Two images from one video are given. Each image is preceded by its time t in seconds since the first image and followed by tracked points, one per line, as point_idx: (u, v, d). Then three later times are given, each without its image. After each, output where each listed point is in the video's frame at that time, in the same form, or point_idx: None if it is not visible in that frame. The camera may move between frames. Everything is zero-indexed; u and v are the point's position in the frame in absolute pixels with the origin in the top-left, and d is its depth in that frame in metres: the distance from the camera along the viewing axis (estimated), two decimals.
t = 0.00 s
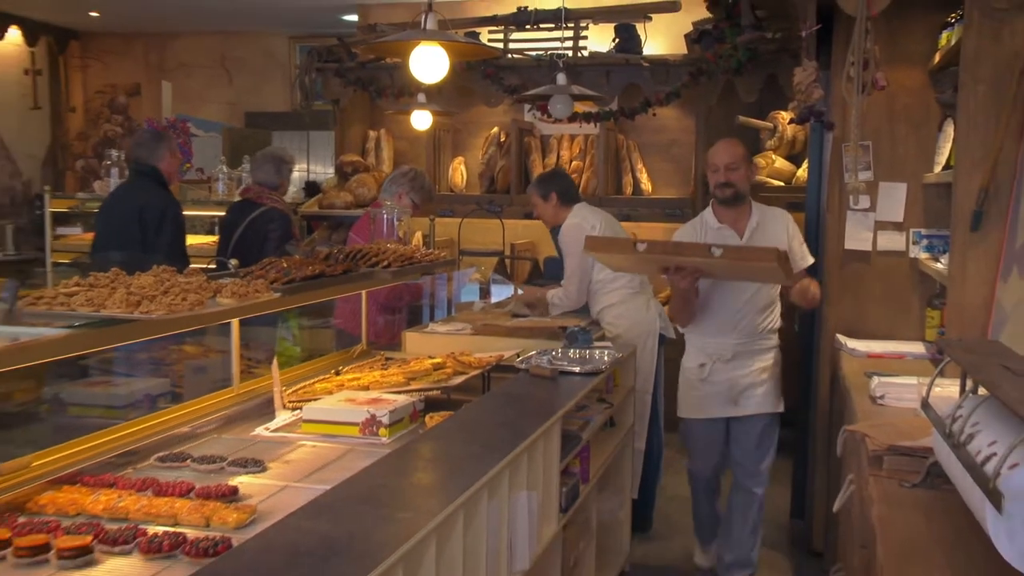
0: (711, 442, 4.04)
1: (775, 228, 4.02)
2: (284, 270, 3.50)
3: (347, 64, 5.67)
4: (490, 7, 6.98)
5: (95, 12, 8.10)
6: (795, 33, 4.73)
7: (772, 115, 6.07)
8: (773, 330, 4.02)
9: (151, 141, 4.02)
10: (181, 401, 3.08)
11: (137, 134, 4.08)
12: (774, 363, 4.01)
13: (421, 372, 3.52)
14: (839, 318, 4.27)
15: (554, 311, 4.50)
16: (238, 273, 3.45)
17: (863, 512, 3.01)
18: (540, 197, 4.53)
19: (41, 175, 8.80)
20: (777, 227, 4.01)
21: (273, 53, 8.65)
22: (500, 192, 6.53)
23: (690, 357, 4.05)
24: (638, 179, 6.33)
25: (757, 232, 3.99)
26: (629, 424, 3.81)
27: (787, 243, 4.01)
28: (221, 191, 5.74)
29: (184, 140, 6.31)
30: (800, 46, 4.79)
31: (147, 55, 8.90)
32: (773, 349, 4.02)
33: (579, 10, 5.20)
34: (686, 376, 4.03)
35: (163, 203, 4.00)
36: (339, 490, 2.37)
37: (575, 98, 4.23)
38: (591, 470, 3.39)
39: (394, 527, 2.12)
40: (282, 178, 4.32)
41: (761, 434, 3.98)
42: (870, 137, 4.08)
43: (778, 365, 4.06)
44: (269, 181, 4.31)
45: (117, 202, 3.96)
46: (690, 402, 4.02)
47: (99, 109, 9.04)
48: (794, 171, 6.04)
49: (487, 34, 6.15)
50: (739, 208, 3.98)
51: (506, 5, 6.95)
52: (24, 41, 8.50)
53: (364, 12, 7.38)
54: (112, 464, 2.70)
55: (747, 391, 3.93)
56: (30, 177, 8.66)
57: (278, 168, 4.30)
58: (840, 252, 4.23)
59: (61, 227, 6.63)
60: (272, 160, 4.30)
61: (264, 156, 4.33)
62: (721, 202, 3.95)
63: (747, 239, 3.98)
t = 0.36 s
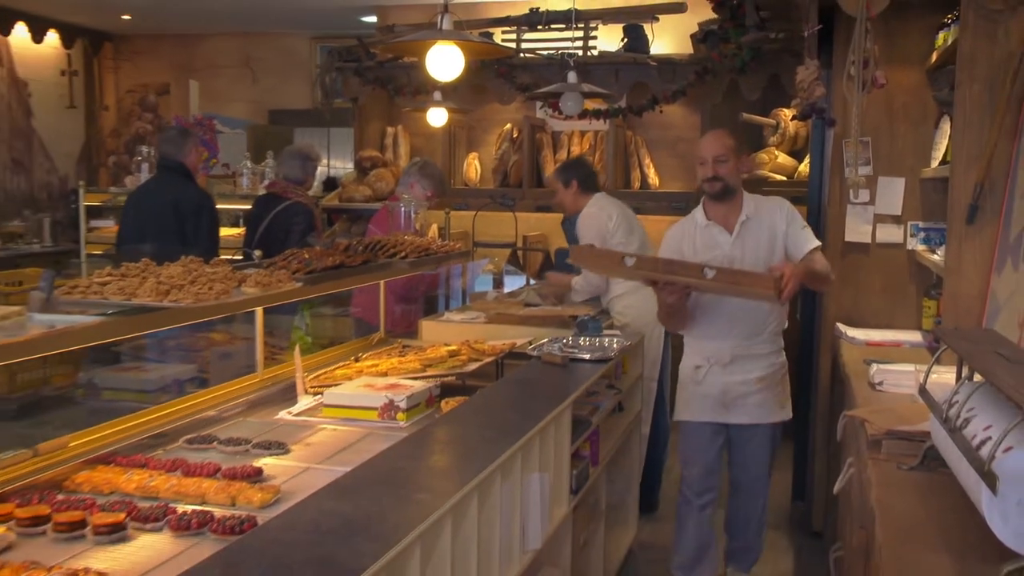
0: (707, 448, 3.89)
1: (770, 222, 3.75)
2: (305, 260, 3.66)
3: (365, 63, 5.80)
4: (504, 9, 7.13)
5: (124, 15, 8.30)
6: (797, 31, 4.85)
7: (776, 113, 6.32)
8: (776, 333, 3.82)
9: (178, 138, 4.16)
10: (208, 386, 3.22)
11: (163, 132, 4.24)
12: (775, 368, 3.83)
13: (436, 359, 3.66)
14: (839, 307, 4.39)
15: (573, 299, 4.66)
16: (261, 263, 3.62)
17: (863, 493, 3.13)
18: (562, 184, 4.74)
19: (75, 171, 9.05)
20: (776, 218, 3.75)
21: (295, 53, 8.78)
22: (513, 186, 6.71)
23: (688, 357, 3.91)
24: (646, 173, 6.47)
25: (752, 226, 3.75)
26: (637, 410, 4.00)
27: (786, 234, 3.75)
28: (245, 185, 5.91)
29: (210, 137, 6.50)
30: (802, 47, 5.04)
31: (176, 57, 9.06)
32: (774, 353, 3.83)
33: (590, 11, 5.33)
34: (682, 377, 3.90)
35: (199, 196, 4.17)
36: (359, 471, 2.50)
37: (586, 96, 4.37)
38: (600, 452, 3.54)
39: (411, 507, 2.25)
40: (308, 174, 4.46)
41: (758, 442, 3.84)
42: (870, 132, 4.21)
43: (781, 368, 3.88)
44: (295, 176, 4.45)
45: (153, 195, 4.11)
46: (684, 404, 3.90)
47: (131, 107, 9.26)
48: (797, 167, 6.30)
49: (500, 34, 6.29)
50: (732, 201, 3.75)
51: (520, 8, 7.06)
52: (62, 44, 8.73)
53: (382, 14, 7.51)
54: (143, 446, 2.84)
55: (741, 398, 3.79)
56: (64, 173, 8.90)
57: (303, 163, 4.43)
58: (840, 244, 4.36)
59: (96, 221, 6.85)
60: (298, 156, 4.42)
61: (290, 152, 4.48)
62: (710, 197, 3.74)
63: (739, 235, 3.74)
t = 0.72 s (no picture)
0: (703, 457, 3.57)
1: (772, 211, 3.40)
2: (330, 249, 3.76)
3: (388, 56, 5.87)
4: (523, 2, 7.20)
5: (154, 9, 8.43)
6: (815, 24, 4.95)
7: (792, 105, 6.43)
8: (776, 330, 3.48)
9: (207, 129, 4.28)
10: (236, 371, 3.32)
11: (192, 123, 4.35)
12: (777, 368, 3.49)
13: (458, 345, 3.75)
14: (854, 296, 4.46)
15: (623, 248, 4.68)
16: (287, 251, 3.72)
17: (878, 478, 3.18)
18: (618, 160, 5.15)
19: (109, 161, 9.21)
20: (776, 208, 3.40)
21: (319, 45, 8.87)
22: (534, 176, 6.80)
23: (682, 357, 3.61)
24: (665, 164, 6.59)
25: (749, 216, 3.40)
26: (654, 397, 4.09)
27: (787, 226, 3.40)
28: (271, 175, 6.01)
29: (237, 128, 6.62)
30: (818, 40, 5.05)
31: (205, 51, 9.19)
32: (774, 352, 3.49)
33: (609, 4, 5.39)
34: (675, 379, 3.60)
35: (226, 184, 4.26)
36: (384, 455, 2.58)
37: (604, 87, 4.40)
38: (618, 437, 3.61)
39: (434, 491, 2.32)
40: (331, 164, 4.56)
41: (760, 450, 3.47)
42: (886, 122, 4.26)
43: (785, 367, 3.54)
44: (319, 166, 4.55)
45: (181, 183, 4.20)
46: (678, 409, 3.59)
47: (160, 99, 9.42)
48: (813, 158, 6.43)
49: (520, 26, 6.36)
50: (727, 188, 3.40)
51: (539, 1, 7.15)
52: (94, 38, 8.95)
53: (405, 7, 7.58)
54: (172, 428, 2.93)
55: (737, 403, 3.45)
56: (97, 163, 9.08)
57: (327, 153, 4.53)
58: (856, 233, 4.40)
59: (127, 210, 7.00)
60: (321, 146, 4.52)
61: (314, 142, 4.57)
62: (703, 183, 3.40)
63: (734, 225, 3.40)
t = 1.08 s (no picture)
0: (712, 489, 3.12)
1: (798, 213, 2.95)
2: (357, 236, 3.80)
3: (413, 45, 5.92)
4: None
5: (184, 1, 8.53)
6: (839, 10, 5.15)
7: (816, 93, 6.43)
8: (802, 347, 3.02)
9: (233, 118, 4.34)
10: (264, 356, 3.37)
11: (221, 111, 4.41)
12: (800, 396, 3.03)
13: (482, 332, 3.79)
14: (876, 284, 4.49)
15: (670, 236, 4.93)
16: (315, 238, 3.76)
17: (901, 465, 3.19)
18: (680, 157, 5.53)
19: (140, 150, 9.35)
20: (804, 211, 2.96)
21: (345, 36, 8.93)
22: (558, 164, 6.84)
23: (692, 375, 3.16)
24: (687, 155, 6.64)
25: (772, 219, 2.96)
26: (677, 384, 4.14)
27: (816, 234, 2.94)
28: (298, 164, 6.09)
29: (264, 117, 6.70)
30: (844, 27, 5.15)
31: (233, 41, 9.28)
32: (798, 375, 3.02)
33: None
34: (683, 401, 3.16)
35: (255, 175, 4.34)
36: (409, 441, 2.62)
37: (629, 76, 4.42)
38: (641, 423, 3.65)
39: (459, 476, 2.36)
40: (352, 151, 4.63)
41: (774, 489, 3.03)
42: (912, 111, 4.27)
43: (810, 395, 3.07)
44: (340, 153, 4.61)
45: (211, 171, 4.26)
46: (685, 436, 3.16)
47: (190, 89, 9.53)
48: (836, 146, 6.39)
49: (543, 15, 6.38)
50: (749, 185, 2.98)
51: None
52: (124, 30, 9.12)
53: None
54: (202, 412, 2.99)
55: (751, 432, 3.01)
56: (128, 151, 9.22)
57: (348, 140, 4.59)
58: (880, 222, 4.43)
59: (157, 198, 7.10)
60: (342, 134, 4.58)
61: (335, 131, 4.63)
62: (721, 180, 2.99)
63: (751, 228, 2.97)
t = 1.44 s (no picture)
0: (700, 515, 2.96)
1: (783, 211, 2.70)
2: (389, 225, 3.96)
3: (443, 41, 6.07)
4: None
5: None
6: (856, 8, 5.54)
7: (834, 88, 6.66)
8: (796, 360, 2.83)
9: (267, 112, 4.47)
10: (300, 340, 3.53)
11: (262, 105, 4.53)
12: (793, 416, 2.85)
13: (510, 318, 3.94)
14: (891, 273, 4.67)
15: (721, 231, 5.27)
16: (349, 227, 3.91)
17: (915, 448, 3.30)
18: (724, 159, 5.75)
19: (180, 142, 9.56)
20: (789, 208, 2.70)
21: (377, 33, 9.11)
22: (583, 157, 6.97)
23: (681, 388, 3.02)
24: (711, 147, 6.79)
25: (753, 216, 2.72)
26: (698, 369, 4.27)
27: (803, 232, 2.67)
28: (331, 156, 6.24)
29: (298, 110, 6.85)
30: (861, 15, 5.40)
31: (269, 38, 9.50)
32: (792, 392, 2.83)
33: None
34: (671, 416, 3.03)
35: (300, 164, 4.48)
36: (439, 422, 2.77)
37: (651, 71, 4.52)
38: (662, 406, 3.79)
39: (486, 456, 2.50)
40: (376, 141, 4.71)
41: (767, 517, 2.86)
42: (927, 106, 4.43)
43: (805, 414, 2.89)
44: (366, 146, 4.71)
45: (258, 163, 4.40)
46: (671, 453, 3.00)
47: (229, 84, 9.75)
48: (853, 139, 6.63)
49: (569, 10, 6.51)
50: (731, 180, 2.76)
51: None
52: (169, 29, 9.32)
53: None
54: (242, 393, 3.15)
55: (736, 451, 2.85)
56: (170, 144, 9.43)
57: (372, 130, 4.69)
58: (896, 212, 4.61)
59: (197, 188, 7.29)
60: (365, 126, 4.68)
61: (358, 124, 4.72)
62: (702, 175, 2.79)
63: (731, 227, 2.73)
